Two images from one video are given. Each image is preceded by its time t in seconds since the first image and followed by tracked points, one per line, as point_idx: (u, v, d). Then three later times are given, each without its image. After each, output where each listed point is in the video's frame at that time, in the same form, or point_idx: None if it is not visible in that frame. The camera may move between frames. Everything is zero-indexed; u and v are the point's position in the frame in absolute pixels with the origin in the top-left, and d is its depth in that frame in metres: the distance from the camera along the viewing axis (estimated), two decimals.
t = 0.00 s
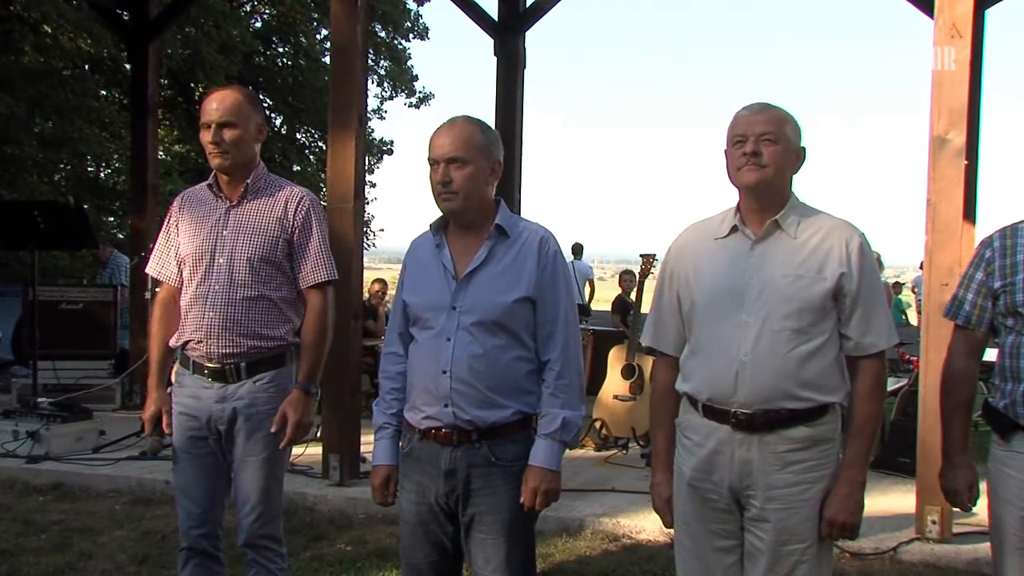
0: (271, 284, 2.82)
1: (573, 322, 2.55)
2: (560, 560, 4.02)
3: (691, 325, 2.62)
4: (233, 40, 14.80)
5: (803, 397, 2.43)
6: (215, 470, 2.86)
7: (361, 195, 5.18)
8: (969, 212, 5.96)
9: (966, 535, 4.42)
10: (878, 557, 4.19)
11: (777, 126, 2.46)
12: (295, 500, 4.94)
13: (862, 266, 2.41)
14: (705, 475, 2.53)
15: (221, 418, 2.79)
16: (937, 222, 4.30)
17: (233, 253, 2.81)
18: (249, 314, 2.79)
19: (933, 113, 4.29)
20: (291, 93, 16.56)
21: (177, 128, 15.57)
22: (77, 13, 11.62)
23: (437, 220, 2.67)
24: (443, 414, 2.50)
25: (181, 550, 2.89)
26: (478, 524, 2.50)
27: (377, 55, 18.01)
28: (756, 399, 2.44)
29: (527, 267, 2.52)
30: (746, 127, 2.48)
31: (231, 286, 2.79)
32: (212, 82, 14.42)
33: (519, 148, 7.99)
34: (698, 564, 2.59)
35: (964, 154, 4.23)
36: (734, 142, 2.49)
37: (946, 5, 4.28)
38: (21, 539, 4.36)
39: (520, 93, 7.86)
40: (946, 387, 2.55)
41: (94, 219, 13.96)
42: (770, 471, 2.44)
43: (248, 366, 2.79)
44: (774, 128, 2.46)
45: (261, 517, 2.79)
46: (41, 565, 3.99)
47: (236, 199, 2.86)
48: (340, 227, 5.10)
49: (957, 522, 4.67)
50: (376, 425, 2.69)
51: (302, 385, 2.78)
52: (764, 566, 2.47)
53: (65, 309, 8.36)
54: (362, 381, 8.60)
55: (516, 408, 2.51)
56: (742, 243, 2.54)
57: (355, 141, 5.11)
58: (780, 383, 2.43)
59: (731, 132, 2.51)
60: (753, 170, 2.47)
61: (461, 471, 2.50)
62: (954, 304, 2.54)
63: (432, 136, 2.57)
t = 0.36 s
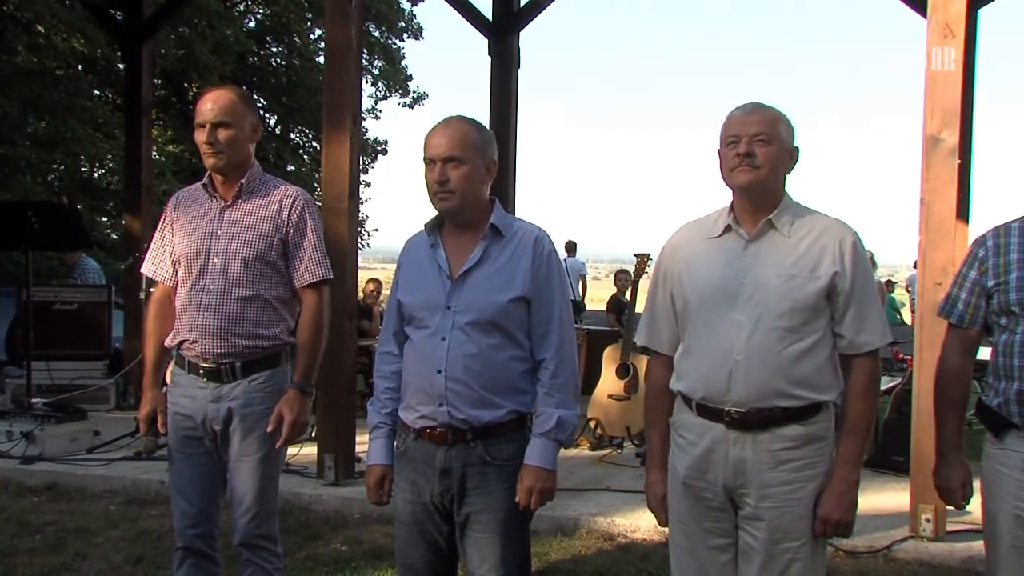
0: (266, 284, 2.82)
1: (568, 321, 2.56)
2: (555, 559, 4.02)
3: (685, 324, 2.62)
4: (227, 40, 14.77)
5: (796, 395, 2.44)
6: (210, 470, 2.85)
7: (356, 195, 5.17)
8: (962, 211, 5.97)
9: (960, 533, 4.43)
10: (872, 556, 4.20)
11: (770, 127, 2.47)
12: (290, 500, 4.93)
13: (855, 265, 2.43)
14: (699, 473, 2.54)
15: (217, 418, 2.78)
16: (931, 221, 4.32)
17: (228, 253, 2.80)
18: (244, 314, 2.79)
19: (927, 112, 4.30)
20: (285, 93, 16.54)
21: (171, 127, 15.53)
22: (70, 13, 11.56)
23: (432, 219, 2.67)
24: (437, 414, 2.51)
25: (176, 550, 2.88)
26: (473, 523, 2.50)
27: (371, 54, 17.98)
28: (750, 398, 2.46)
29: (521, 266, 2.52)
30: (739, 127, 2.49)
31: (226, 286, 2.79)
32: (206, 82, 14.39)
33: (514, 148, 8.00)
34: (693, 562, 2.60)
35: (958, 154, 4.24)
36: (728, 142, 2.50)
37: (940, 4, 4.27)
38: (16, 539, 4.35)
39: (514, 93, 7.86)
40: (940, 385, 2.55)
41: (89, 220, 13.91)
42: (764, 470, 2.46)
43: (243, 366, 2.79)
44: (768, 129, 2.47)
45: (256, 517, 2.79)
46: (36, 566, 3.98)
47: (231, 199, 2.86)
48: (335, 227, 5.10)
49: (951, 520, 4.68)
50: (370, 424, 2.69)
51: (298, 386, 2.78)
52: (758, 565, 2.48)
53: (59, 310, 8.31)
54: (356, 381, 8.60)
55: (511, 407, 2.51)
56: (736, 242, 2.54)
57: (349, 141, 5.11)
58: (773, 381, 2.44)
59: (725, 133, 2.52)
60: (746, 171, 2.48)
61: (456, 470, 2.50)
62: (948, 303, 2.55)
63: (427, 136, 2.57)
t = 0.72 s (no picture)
0: (256, 282, 2.80)
1: (558, 320, 2.57)
2: (543, 557, 4.03)
3: (672, 323, 2.63)
4: (217, 39, 14.69)
5: (783, 394, 2.47)
6: (202, 468, 2.82)
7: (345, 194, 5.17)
8: (948, 211, 6.01)
9: (946, 531, 4.44)
10: (859, 554, 4.22)
11: (757, 128, 2.48)
12: (279, 498, 4.94)
13: (841, 264, 2.45)
14: (686, 471, 2.56)
15: (207, 416, 2.76)
16: (917, 222, 4.33)
17: (219, 251, 2.78)
18: (234, 312, 2.77)
19: (913, 114, 4.32)
20: (275, 92, 16.49)
21: (161, 126, 15.47)
22: (60, 12, 11.53)
23: (422, 218, 2.67)
24: (427, 412, 2.51)
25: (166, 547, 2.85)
26: (462, 521, 2.51)
27: (360, 54, 17.96)
28: (737, 397, 2.48)
29: (511, 265, 2.53)
30: (726, 128, 2.50)
31: (216, 284, 2.77)
32: (196, 81, 14.35)
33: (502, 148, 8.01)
34: (680, 560, 2.61)
35: (943, 155, 4.26)
36: (716, 143, 2.52)
37: (926, 7, 4.34)
38: (4, 538, 4.35)
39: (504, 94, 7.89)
40: (925, 385, 2.57)
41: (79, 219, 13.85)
42: (750, 468, 2.48)
43: (234, 364, 2.76)
44: (755, 130, 2.48)
45: (246, 515, 2.76)
46: (24, 564, 3.97)
47: (222, 198, 2.83)
48: (324, 226, 5.10)
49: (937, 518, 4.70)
50: (359, 422, 2.70)
51: (288, 384, 2.74)
52: (745, 562, 2.51)
53: (48, 308, 8.27)
54: (347, 380, 8.60)
55: (500, 405, 2.52)
56: (723, 242, 2.55)
57: (339, 141, 5.10)
58: (761, 379, 2.46)
59: (712, 133, 2.53)
60: (733, 172, 2.50)
61: (445, 468, 2.51)
62: (933, 304, 2.57)
63: (418, 136, 2.57)
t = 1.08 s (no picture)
0: (249, 286, 2.83)
1: (541, 323, 2.65)
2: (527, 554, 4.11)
3: (651, 325, 2.71)
4: (210, 49, 14.72)
5: (758, 393, 2.56)
6: (194, 467, 2.86)
7: (335, 200, 5.25)
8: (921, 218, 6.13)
9: (915, 526, 4.55)
10: (832, 549, 4.29)
11: (732, 136, 2.58)
12: (270, 496, 5.01)
13: (813, 267, 2.55)
14: (665, 469, 2.64)
15: (200, 416, 2.79)
16: (887, 228, 4.42)
17: (212, 256, 2.81)
18: (227, 315, 2.80)
19: (884, 122, 4.42)
20: (266, 101, 16.56)
21: (156, 133, 15.52)
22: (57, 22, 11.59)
23: (409, 223, 2.75)
24: (414, 411, 2.59)
25: (160, 543, 2.90)
26: (449, 517, 2.59)
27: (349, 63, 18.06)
28: (714, 395, 2.56)
29: (496, 268, 2.61)
30: (702, 137, 2.60)
31: (210, 288, 2.80)
32: (189, 90, 14.44)
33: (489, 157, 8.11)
34: (659, 555, 2.69)
35: (913, 163, 4.35)
36: (692, 151, 2.61)
37: (895, 19, 4.42)
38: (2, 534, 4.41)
39: (490, 102, 7.97)
40: (894, 385, 2.66)
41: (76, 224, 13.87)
42: (727, 464, 2.57)
43: (226, 366, 2.80)
44: (729, 138, 2.58)
45: (239, 512, 2.81)
46: (21, 560, 4.04)
47: (216, 203, 2.87)
48: (314, 231, 5.19)
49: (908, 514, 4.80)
50: (347, 422, 2.78)
51: (279, 384, 2.78)
52: (721, 556, 2.59)
53: (45, 310, 8.38)
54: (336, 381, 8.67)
55: (485, 405, 2.61)
56: (700, 246, 2.64)
57: (328, 151, 5.18)
58: (737, 379, 2.55)
59: (689, 141, 2.63)
60: (709, 179, 2.59)
61: (431, 466, 2.59)
62: (903, 306, 2.67)
63: (406, 143, 2.65)
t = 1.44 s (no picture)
0: (229, 286, 2.95)
1: (508, 320, 2.78)
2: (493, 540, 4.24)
3: (611, 322, 2.85)
4: (192, 59, 15.07)
5: (713, 385, 2.70)
6: (176, 460, 2.98)
7: (311, 204, 5.37)
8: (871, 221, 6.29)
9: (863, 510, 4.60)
10: (784, 532, 4.30)
11: (687, 142, 2.73)
12: (249, 487, 5.13)
13: (764, 266, 2.70)
14: (625, 459, 2.78)
15: (182, 410, 2.92)
16: (837, 230, 4.57)
17: (194, 257, 2.94)
18: (208, 314, 2.92)
19: (832, 129, 4.57)
20: (245, 109, 16.63)
21: (141, 140, 15.55)
22: (43, 32, 11.66)
23: (381, 225, 2.88)
24: (387, 405, 2.72)
25: (143, 532, 3.02)
26: (420, 506, 2.72)
27: (326, 73, 18.19)
28: (671, 388, 2.70)
29: (464, 268, 2.74)
30: (659, 143, 2.74)
31: (192, 288, 2.92)
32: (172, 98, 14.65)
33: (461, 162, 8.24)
34: (620, 540, 2.83)
35: (859, 168, 4.51)
36: (650, 156, 2.76)
37: (841, 31, 4.55)
38: None
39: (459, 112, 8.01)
40: (842, 377, 2.81)
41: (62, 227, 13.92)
42: (684, 454, 2.71)
43: (207, 362, 2.92)
44: (684, 144, 2.73)
45: (220, 502, 2.93)
46: (10, 550, 4.14)
47: (197, 207, 2.99)
48: (291, 232, 5.31)
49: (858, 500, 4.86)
50: (323, 416, 2.90)
51: (257, 380, 2.91)
52: (679, 541, 2.73)
53: (33, 311, 8.46)
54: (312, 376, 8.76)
55: (454, 399, 2.74)
56: (657, 246, 2.78)
57: (304, 160, 5.31)
58: (692, 372, 2.69)
59: (646, 147, 2.77)
60: (665, 183, 2.74)
61: (403, 457, 2.72)
62: (850, 302, 2.82)
63: (379, 148, 2.78)
